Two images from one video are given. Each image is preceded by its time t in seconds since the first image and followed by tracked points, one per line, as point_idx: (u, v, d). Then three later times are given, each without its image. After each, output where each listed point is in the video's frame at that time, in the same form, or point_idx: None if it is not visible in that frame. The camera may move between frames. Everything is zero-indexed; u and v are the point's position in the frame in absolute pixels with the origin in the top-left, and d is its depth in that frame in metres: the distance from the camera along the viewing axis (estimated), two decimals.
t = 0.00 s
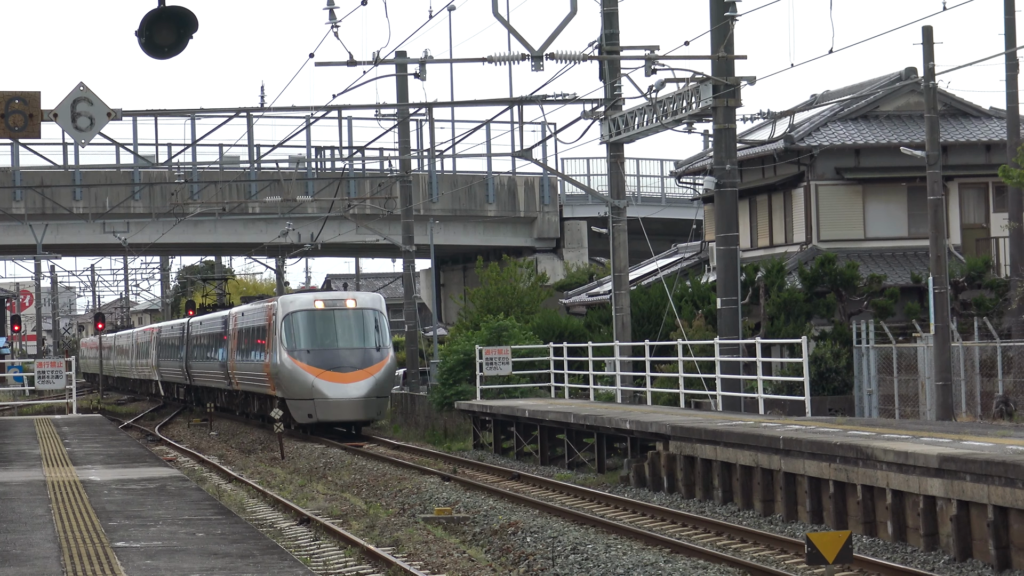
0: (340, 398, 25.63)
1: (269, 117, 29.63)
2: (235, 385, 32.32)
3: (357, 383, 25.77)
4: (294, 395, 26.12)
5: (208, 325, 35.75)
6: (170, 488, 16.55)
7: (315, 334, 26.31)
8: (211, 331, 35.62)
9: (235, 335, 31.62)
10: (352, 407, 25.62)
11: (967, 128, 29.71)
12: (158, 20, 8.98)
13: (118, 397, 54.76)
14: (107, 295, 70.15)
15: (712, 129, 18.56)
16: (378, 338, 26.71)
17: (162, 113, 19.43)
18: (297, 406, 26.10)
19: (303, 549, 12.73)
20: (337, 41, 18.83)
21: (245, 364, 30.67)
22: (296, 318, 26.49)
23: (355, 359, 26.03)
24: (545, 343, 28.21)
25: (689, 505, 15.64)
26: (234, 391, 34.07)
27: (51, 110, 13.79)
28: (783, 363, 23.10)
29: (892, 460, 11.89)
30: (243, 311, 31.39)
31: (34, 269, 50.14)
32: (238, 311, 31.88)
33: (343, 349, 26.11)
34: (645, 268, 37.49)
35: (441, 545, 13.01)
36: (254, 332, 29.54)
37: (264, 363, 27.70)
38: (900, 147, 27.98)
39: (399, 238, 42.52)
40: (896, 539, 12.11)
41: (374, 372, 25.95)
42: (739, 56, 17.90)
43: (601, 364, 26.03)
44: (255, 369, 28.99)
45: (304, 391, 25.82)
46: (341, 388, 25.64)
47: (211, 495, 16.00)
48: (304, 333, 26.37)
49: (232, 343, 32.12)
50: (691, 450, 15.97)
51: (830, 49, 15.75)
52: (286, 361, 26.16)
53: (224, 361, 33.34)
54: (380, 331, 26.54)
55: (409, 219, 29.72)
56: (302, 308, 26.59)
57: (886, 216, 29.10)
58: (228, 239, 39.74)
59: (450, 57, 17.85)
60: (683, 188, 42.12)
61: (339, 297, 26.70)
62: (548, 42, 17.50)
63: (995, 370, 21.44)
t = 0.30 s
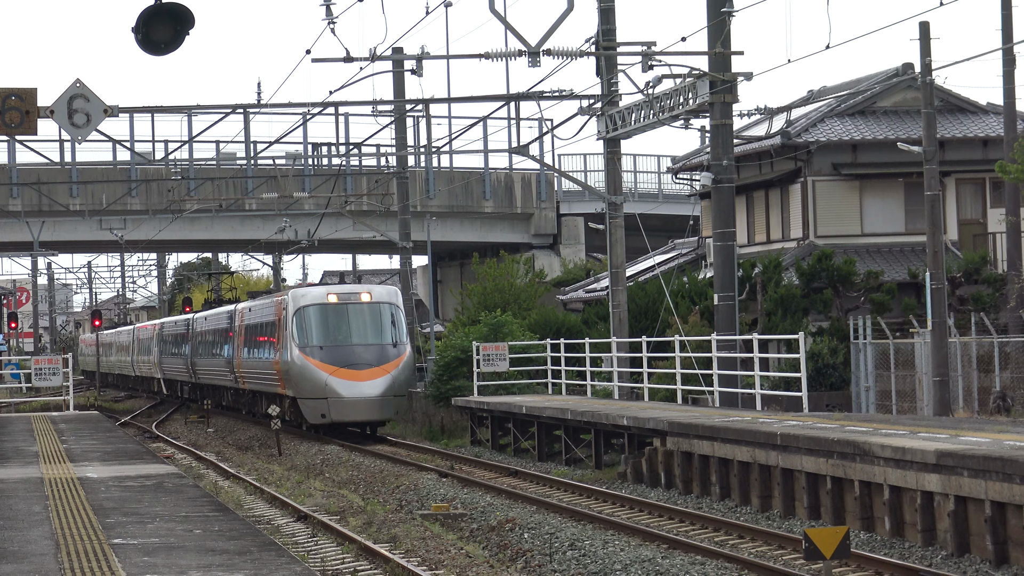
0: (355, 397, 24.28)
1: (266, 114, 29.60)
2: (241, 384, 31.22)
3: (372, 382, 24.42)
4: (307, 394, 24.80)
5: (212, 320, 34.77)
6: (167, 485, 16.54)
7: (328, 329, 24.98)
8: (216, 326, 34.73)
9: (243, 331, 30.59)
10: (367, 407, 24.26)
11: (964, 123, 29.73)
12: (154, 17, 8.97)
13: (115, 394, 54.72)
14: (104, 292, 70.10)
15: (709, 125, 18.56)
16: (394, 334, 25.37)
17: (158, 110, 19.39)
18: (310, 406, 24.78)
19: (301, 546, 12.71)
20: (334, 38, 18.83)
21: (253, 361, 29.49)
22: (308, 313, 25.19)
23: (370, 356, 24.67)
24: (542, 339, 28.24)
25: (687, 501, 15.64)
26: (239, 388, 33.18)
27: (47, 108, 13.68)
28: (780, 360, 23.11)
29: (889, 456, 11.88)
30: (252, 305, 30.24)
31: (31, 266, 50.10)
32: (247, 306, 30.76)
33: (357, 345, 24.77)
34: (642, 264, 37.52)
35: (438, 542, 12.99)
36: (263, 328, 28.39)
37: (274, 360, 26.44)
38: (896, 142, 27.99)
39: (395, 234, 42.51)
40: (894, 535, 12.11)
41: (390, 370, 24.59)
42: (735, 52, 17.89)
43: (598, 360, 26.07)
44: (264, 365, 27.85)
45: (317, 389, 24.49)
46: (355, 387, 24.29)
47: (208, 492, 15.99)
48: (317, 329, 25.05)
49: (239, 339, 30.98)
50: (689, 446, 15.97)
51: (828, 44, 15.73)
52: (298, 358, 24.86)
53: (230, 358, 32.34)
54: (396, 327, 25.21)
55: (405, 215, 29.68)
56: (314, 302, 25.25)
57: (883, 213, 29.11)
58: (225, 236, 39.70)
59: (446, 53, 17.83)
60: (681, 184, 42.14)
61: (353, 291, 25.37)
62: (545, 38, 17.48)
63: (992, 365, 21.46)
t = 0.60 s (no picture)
0: (371, 395, 22.74)
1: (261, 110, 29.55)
2: (248, 379, 29.86)
3: (389, 379, 22.89)
4: (321, 391, 23.26)
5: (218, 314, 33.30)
6: (164, 480, 16.52)
7: (343, 323, 23.44)
8: (220, 321, 33.41)
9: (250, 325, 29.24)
10: (384, 405, 22.75)
11: (960, 118, 29.73)
12: (150, 12, 8.99)
13: (112, 390, 54.70)
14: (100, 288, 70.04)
15: (704, 120, 18.55)
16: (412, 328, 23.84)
17: (153, 105, 19.34)
18: (324, 404, 23.24)
19: (298, 541, 12.72)
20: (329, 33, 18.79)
21: (261, 357, 27.99)
22: (322, 306, 23.68)
23: (387, 351, 23.13)
24: (538, 334, 28.18)
25: (684, 496, 15.64)
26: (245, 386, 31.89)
27: (43, 103, 13.68)
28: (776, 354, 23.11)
29: (886, 449, 11.90)
30: (259, 298, 28.87)
31: (27, 262, 50.05)
32: (253, 300, 29.18)
33: (373, 340, 23.24)
34: (638, 259, 37.50)
35: (435, 537, 12.99)
36: (271, 322, 26.87)
37: (285, 355, 24.96)
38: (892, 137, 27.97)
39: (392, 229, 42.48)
40: (890, 529, 12.12)
41: (408, 366, 23.05)
42: (731, 47, 17.86)
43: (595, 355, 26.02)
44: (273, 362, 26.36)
45: (331, 386, 22.95)
46: (371, 383, 22.75)
47: (205, 487, 15.98)
48: (330, 322, 23.51)
49: (245, 334, 29.65)
50: (685, 441, 15.97)
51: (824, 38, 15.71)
52: (310, 353, 23.31)
53: (236, 352, 30.98)
54: (414, 320, 23.70)
55: (402, 210, 29.63)
56: (327, 295, 23.74)
57: (879, 207, 29.08)
58: (221, 232, 39.65)
59: (442, 48, 17.79)
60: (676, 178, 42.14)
61: (368, 283, 23.86)
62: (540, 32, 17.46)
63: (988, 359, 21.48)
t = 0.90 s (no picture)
0: (389, 396, 21.24)
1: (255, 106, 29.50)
2: (252, 377, 28.71)
3: (407, 379, 21.40)
4: (335, 391, 21.76)
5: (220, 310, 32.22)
6: (157, 476, 16.49)
7: (358, 319, 21.92)
8: (223, 317, 32.21)
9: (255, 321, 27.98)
10: (402, 406, 21.28)
11: (954, 114, 29.72)
12: (143, 8, 9.01)
13: (106, 386, 54.62)
14: (95, 285, 69.93)
15: (699, 116, 18.53)
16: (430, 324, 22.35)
17: (146, 101, 19.27)
18: (337, 405, 21.77)
19: (291, 537, 12.67)
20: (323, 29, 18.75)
21: (266, 355, 26.76)
22: (334, 301, 22.16)
23: (405, 350, 21.64)
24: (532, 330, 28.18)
25: (678, 492, 15.62)
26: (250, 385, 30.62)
27: (36, 99, 13.55)
28: (770, 350, 23.10)
29: (880, 446, 11.90)
30: (265, 292, 27.55)
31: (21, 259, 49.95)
32: (258, 294, 27.91)
33: (389, 337, 21.72)
34: (633, 255, 37.47)
35: (429, 533, 12.95)
36: (276, 318, 25.69)
37: (295, 353, 23.58)
38: (887, 132, 27.97)
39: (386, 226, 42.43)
40: (884, 526, 12.10)
41: (427, 365, 21.58)
42: (725, 43, 17.81)
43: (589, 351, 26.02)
44: (281, 359, 25.10)
45: (346, 387, 21.45)
46: (389, 384, 21.27)
47: (198, 484, 15.95)
48: (344, 318, 21.98)
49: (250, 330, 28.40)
50: (679, 437, 15.95)
51: (819, 34, 15.67)
52: (323, 351, 21.79)
53: (241, 350, 29.76)
54: (432, 316, 22.22)
55: (396, 206, 29.54)
56: (340, 289, 22.21)
57: (873, 203, 29.10)
58: (215, 228, 39.57)
59: (437, 44, 17.74)
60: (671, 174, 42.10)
61: (384, 276, 22.33)
62: (535, 28, 17.41)
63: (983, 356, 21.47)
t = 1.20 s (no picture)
0: (410, 396, 19.60)
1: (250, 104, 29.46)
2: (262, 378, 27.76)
3: (429, 378, 19.79)
4: (352, 392, 20.13)
5: (225, 306, 31.46)
6: (153, 474, 16.47)
7: (376, 313, 20.35)
8: (229, 314, 31.34)
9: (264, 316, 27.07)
10: (423, 407, 19.65)
11: (950, 111, 29.75)
12: (138, 6, 8.97)
13: (101, 384, 54.59)
14: (90, 282, 69.91)
15: (694, 113, 18.53)
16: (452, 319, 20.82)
17: (142, 99, 19.21)
18: (355, 406, 20.14)
19: (287, 535, 12.66)
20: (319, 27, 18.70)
21: (275, 353, 25.81)
22: (351, 294, 20.64)
23: (427, 346, 20.06)
24: (528, 328, 28.20)
25: (673, 490, 15.61)
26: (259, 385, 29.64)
27: (31, 97, 13.48)
28: (766, 347, 23.10)
29: (876, 443, 11.91)
30: (274, 286, 26.48)
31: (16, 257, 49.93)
32: (267, 289, 26.90)
33: (409, 333, 20.14)
34: (629, 252, 37.47)
35: (425, 531, 12.94)
36: (286, 314, 24.73)
37: (307, 351, 22.32)
38: (882, 130, 28.02)
39: (381, 223, 42.42)
40: (880, 523, 12.11)
41: (450, 363, 20.01)
42: (721, 40, 17.81)
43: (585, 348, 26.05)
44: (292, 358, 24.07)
45: (365, 386, 19.84)
46: (410, 383, 19.65)
47: (194, 482, 15.93)
48: (361, 313, 20.41)
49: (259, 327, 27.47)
50: (675, 435, 15.95)
51: (815, 31, 15.67)
52: (340, 348, 20.23)
53: (247, 347, 28.91)
54: (455, 310, 20.72)
55: (391, 203, 29.50)
56: (357, 282, 20.70)
57: (868, 200, 29.13)
58: (210, 225, 39.52)
59: (432, 42, 17.70)
60: (667, 171, 42.12)
61: (403, 268, 20.84)
62: (530, 26, 17.38)
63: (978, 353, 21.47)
